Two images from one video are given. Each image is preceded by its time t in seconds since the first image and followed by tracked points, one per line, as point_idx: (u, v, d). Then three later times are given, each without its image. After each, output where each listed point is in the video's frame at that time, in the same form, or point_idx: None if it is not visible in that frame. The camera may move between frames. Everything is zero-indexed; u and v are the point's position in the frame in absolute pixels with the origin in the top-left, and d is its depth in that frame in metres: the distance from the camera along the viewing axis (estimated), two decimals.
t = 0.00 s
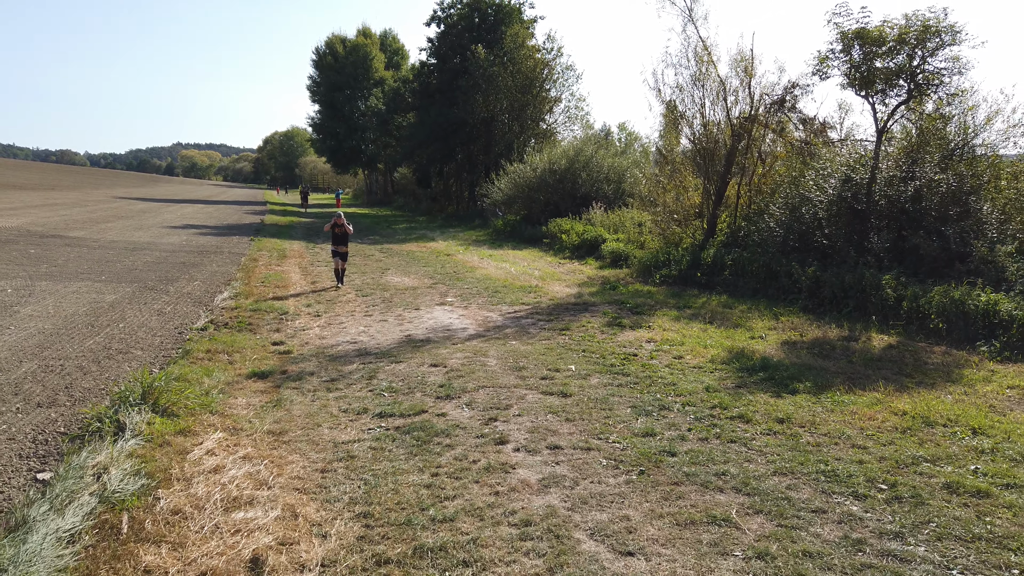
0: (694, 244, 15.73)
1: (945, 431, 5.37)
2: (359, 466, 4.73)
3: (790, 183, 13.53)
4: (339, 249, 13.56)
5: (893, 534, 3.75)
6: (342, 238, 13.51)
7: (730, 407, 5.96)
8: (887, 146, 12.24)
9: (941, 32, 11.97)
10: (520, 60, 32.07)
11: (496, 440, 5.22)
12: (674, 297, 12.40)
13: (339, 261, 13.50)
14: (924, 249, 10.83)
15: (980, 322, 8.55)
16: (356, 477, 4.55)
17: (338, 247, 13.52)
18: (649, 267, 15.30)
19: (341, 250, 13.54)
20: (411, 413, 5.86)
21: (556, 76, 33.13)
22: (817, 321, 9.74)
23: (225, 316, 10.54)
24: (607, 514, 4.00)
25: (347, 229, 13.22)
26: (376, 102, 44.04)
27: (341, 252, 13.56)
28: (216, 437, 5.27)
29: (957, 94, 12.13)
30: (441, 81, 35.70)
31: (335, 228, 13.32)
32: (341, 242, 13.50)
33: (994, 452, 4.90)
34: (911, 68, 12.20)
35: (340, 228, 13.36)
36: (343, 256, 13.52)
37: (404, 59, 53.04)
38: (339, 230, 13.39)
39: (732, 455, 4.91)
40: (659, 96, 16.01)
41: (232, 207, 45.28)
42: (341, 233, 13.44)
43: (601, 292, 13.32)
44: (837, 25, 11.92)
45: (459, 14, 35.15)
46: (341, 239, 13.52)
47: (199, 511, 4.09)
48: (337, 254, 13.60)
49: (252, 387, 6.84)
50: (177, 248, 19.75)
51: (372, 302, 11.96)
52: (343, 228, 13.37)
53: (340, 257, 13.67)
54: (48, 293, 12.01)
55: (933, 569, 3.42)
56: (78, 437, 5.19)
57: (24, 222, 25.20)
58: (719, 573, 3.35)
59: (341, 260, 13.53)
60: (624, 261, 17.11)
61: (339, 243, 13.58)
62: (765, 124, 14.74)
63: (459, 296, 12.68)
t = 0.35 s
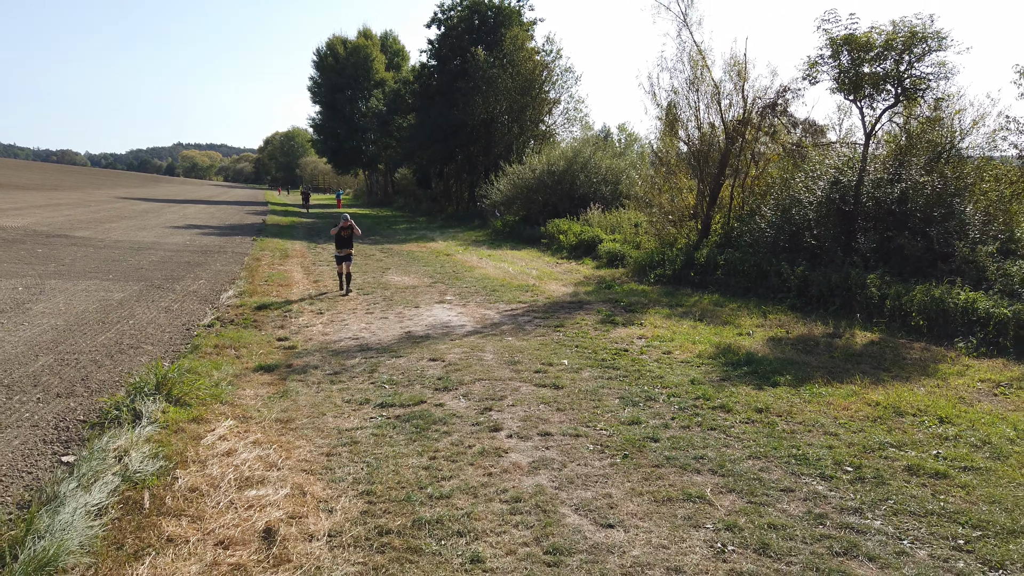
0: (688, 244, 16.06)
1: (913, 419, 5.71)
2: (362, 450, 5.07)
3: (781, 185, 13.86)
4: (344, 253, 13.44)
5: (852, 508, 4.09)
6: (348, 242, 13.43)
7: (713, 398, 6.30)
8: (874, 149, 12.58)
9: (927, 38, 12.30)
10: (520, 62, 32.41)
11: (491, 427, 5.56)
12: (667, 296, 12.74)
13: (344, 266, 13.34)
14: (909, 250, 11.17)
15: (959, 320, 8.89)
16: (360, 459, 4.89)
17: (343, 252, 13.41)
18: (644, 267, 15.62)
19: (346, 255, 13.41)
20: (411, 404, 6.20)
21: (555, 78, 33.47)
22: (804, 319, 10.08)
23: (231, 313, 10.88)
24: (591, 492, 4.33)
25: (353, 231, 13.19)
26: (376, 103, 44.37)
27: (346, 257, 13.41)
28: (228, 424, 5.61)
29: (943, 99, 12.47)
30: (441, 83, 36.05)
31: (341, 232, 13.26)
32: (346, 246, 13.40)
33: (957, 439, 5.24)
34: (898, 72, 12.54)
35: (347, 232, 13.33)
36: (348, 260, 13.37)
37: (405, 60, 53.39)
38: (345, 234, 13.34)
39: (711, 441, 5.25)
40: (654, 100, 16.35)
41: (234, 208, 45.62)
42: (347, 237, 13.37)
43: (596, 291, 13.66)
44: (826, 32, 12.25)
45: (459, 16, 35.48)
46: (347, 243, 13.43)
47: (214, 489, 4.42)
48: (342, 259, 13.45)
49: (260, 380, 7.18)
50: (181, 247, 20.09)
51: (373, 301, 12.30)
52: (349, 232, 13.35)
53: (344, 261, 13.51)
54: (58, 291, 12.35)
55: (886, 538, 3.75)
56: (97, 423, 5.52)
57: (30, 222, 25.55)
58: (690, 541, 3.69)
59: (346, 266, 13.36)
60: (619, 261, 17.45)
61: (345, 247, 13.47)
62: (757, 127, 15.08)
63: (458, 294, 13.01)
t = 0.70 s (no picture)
0: (681, 244, 16.39)
1: (881, 407, 6.04)
2: (359, 434, 5.41)
3: (771, 186, 14.19)
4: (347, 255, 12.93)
5: (811, 484, 4.43)
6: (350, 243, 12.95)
7: (693, 387, 6.63)
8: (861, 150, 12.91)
9: (912, 42, 12.63)
10: (518, 64, 32.76)
11: (481, 413, 5.90)
12: (659, 294, 13.08)
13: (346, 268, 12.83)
14: (892, 248, 11.50)
15: (937, 316, 9.22)
16: (357, 442, 5.23)
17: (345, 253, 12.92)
18: (637, 266, 15.93)
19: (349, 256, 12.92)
20: (407, 393, 6.53)
21: (553, 79, 33.80)
22: (789, 315, 10.41)
23: (234, 310, 11.22)
24: (571, 470, 4.67)
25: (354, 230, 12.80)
26: (376, 104, 44.73)
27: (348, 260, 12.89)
28: (233, 411, 5.95)
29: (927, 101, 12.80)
30: (441, 84, 36.41)
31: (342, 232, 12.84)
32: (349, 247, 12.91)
33: (919, 424, 5.57)
34: (883, 76, 12.88)
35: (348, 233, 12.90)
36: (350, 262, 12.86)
37: (404, 62, 53.71)
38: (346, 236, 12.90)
39: (687, 426, 5.58)
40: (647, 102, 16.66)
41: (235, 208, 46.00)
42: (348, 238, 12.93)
43: (590, 289, 13.99)
44: (813, 37, 12.58)
45: (458, 18, 35.78)
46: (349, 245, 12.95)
47: (222, 468, 4.75)
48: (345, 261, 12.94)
49: (262, 371, 7.52)
50: (184, 247, 20.45)
51: (372, 298, 12.64)
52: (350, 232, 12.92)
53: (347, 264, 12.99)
54: (65, 289, 12.69)
55: (840, 509, 4.08)
56: (110, 409, 5.86)
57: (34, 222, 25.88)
58: (659, 512, 4.02)
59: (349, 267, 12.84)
60: (614, 260, 17.78)
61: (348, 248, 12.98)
62: (749, 129, 15.41)
63: (455, 292, 13.35)
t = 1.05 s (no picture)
0: (675, 243, 16.72)
1: (854, 397, 6.37)
2: (359, 422, 5.73)
3: (761, 186, 14.52)
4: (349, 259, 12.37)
5: (780, 465, 4.75)
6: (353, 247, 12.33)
7: (677, 379, 6.96)
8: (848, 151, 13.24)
9: (898, 46, 12.95)
10: (516, 65, 33.08)
11: (475, 403, 6.23)
12: (651, 291, 13.40)
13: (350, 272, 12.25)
14: (876, 247, 11.84)
15: (917, 312, 9.54)
16: (357, 429, 5.56)
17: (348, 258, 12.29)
18: (631, 265, 16.20)
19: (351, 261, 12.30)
20: (404, 384, 6.86)
21: (551, 81, 34.12)
22: (775, 312, 10.74)
23: (237, 308, 11.54)
24: (557, 453, 4.99)
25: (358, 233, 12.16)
26: (375, 105, 45.03)
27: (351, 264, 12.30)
28: (240, 401, 6.27)
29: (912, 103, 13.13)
30: (439, 85, 36.74)
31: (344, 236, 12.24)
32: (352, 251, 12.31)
33: (889, 412, 5.89)
34: (871, 79, 13.20)
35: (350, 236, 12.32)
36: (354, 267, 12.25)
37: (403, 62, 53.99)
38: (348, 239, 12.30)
39: (669, 414, 5.91)
40: (641, 104, 16.97)
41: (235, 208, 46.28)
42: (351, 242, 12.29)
43: (584, 288, 14.32)
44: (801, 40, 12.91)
45: (456, 19, 36.08)
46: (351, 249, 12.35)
47: (230, 452, 5.08)
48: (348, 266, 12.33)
49: (266, 365, 7.84)
50: (185, 247, 20.75)
51: (371, 296, 12.96)
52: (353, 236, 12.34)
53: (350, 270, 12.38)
54: (72, 287, 13.01)
55: (804, 487, 4.40)
56: (123, 399, 6.18)
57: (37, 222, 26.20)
58: (636, 490, 4.35)
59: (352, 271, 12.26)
60: (609, 259, 18.11)
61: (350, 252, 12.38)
62: (740, 130, 15.74)
63: (452, 290, 13.68)
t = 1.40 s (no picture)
0: (668, 242, 17.07)
1: (826, 386, 6.73)
2: (357, 408, 6.10)
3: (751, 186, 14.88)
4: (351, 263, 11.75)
5: (748, 446, 5.11)
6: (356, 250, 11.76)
7: (660, 370, 7.33)
8: (835, 153, 13.60)
9: (884, 50, 13.29)
10: (515, 67, 33.47)
11: (467, 392, 6.60)
12: (643, 289, 13.76)
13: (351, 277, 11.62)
14: (860, 246, 12.21)
15: (896, 308, 9.90)
16: (356, 415, 5.92)
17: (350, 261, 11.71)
18: (625, 264, 16.51)
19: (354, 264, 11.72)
20: (401, 375, 7.23)
21: (549, 82, 34.45)
22: (761, 308, 11.11)
23: (240, 304, 11.89)
24: (542, 436, 5.36)
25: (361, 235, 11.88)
26: (376, 105, 45.40)
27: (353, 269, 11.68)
28: (245, 390, 6.63)
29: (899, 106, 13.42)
30: (439, 86, 37.14)
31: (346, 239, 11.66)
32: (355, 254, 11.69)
33: (857, 400, 6.25)
34: (857, 83, 13.55)
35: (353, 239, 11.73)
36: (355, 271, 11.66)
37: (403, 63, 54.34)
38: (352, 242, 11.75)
39: (649, 401, 6.27)
40: (635, 106, 17.32)
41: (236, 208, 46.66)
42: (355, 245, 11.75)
43: (578, 285, 14.68)
44: (789, 45, 13.27)
45: (456, 21, 36.47)
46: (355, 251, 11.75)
47: (237, 435, 5.43)
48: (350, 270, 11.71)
49: (269, 358, 8.20)
50: (189, 246, 21.12)
51: (370, 293, 13.32)
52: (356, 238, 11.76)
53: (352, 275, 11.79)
54: (79, 285, 13.37)
55: (769, 465, 4.75)
56: (134, 387, 6.55)
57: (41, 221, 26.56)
58: (613, 467, 4.71)
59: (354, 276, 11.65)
60: (604, 258, 18.48)
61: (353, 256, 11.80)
62: (731, 132, 16.10)
63: (449, 288, 14.05)
